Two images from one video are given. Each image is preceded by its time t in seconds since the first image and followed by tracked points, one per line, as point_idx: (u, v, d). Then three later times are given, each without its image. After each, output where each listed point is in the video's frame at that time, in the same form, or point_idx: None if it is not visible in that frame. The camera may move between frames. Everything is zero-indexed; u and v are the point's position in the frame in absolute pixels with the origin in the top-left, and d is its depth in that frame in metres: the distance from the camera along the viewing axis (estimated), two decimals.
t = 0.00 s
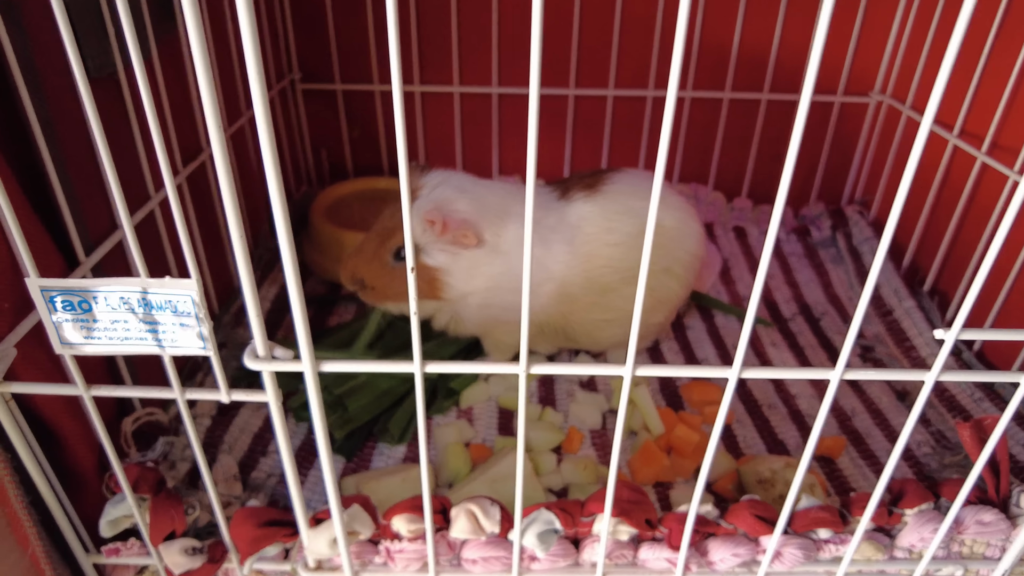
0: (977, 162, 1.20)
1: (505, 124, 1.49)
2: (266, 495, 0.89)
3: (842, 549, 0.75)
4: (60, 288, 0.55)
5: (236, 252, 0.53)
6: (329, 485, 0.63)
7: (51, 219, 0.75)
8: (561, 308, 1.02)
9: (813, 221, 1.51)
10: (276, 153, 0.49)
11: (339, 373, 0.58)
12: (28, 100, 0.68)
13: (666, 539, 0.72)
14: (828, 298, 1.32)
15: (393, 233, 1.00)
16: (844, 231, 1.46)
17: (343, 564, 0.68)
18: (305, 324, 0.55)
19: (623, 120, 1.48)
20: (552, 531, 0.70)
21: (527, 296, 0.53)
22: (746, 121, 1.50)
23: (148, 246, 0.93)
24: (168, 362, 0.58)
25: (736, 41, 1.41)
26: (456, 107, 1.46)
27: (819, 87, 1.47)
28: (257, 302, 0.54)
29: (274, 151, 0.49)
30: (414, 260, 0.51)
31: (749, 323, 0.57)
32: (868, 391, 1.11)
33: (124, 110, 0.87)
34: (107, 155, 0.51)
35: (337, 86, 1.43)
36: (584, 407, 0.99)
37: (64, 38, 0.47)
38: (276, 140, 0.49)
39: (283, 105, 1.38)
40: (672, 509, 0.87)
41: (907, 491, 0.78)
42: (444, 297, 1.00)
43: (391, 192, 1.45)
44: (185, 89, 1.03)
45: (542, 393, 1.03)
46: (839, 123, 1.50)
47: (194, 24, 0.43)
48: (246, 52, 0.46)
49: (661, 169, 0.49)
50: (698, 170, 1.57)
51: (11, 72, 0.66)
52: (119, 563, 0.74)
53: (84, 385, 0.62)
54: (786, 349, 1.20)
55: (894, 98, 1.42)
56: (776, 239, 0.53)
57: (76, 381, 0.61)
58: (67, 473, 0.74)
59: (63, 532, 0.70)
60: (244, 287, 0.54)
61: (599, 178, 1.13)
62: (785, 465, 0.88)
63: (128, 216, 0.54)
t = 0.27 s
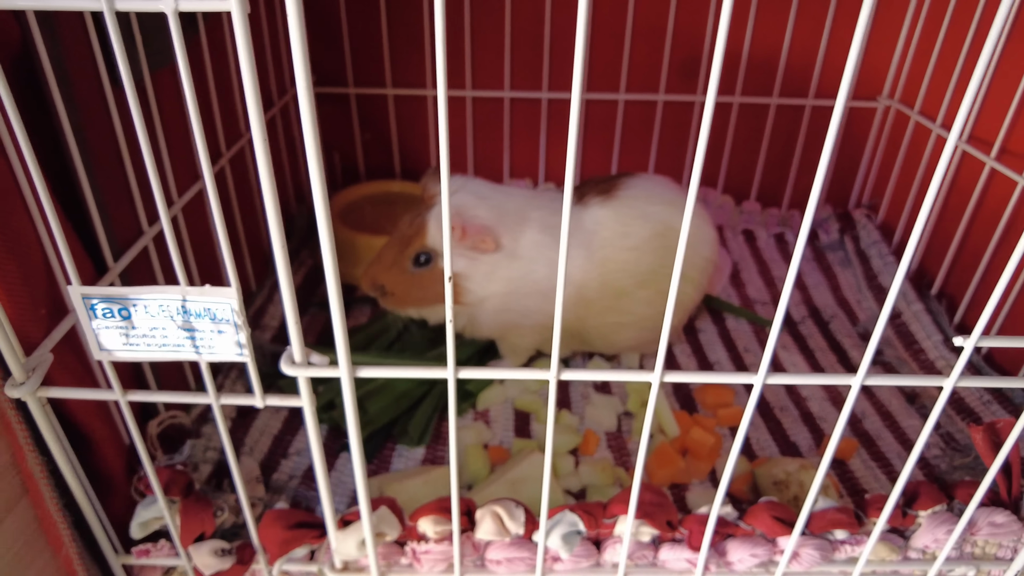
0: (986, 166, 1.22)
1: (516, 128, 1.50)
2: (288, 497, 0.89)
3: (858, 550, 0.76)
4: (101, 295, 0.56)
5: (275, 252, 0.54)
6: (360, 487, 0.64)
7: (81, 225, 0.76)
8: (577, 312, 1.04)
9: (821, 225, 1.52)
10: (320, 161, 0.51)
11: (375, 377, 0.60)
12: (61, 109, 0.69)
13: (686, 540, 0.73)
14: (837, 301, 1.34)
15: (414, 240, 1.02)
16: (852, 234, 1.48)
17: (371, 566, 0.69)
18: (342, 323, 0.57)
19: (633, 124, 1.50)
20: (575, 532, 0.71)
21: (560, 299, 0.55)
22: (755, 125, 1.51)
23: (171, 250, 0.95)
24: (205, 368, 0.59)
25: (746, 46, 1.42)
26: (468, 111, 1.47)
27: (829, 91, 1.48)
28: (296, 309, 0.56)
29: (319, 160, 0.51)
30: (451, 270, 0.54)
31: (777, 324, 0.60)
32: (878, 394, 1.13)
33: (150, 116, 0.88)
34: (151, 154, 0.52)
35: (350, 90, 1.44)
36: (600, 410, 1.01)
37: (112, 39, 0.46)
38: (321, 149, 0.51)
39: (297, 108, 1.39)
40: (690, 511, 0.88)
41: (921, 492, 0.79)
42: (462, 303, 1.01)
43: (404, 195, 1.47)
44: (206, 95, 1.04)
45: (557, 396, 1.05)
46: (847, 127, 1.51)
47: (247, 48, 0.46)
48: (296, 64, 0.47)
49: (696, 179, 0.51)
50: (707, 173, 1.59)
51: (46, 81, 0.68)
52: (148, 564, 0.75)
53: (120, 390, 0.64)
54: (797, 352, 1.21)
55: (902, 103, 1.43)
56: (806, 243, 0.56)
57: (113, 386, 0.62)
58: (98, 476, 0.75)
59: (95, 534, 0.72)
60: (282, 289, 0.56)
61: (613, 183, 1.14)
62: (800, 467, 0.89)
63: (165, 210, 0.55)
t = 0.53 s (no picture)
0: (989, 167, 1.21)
1: (519, 127, 1.50)
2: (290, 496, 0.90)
3: (861, 550, 0.76)
4: (105, 294, 0.56)
5: (281, 252, 0.54)
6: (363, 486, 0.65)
7: (84, 224, 0.76)
8: (580, 313, 1.04)
9: (823, 224, 1.52)
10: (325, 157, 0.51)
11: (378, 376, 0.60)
12: (65, 107, 0.69)
13: (689, 540, 0.73)
14: (839, 301, 1.34)
15: (417, 241, 1.02)
16: (854, 234, 1.48)
17: (374, 565, 0.69)
18: (346, 322, 0.57)
19: (636, 123, 1.50)
20: (578, 531, 0.71)
21: (565, 300, 0.55)
22: (758, 125, 1.51)
23: (174, 249, 0.95)
24: (209, 366, 0.59)
25: (749, 46, 1.42)
26: (471, 111, 1.47)
27: (831, 91, 1.48)
28: (300, 308, 0.56)
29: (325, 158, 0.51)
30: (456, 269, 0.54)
31: (783, 325, 0.59)
32: (881, 394, 1.13)
33: (153, 116, 0.88)
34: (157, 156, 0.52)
35: (353, 89, 1.44)
36: (603, 409, 1.01)
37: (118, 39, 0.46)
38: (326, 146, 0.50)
39: (300, 108, 1.39)
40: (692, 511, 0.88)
41: (924, 493, 0.79)
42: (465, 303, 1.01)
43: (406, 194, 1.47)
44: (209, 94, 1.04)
45: (560, 395, 1.05)
46: (849, 127, 1.51)
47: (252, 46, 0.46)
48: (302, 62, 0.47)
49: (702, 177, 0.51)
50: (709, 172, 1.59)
51: (50, 80, 0.68)
52: (150, 563, 0.75)
53: (123, 388, 0.64)
54: (799, 352, 1.21)
55: (905, 103, 1.43)
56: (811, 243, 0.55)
57: (116, 385, 0.62)
58: (101, 475, 0.75)
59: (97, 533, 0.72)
60: (287, 288, 0.56)
61: (616, 183, 1.14)
62: (804, 467, 0.89)
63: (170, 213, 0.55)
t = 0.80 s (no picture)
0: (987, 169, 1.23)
1: (522, 130, 1.52)
2: (298, 495, 0.91)
3: (860, 548, 0.77)
4: (122, 298, 0.58)
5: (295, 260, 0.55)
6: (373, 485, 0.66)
7: (97, 228, 0.78)
8: (583, 314, 1.05)
9: (824, 226, 1.54)
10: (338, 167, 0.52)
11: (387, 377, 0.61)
12: (80, 114, 0.71)
13: (692, 538, 0.75)
14: (839, 302, 1.35)
15: (422, 245, 1.04)
16: (854, 236, 1.49)
17: (382, 564, 0.71)
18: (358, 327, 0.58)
19: (638, 126, 1.51)
20: (583, 530, 0.73)
21: (570, 304, 0.56)
22: (759, 127, 1.52)
23: (183, 252, 0.96)
24: (222, 368, 0.61)
25: (750, 49, 1.43)
26: (475, 114, 1.48)
27: (832, 94, 1.49)
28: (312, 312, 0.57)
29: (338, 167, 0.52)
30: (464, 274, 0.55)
31: (781, 331, 0.60)
32: (881, 394, 1.14)
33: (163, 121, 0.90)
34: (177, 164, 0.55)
35: (358, 93, 1.46)
36: (606, 410, 1.02)
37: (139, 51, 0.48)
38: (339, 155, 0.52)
39: (305, 111, 1.40)
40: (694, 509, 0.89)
41: (921, 493, 0.81)
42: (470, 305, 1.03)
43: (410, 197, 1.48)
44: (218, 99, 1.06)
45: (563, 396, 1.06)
46: (849, 130, 1.52)
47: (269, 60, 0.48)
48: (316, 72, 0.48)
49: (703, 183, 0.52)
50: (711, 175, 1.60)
51: (65, 88, 0.69)
52: (162, 561, 0.77)
53: (138, 390, 0.65)
54: (799, 353, 1.23)
55: (905, 105, 1.45)
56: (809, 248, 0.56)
57: (131, 387, 0.64)
58: (114, 475, 0.77)
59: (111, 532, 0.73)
60: (300, 294, 0.57)
61: (618, 186, 1.15)
62: (804, 467, 0.90)
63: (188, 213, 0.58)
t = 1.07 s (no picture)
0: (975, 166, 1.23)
1: (512, 128, 1.52)
2: (282, 490, 0.90)
3: (838, 543, 0.77)
4: (98, 292, 0.58)
5: (267, 254, 0.56)
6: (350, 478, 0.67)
7: (80, 224, 0.78)
8: (568, 310, 1.05)
9: (814, 223, 1.54)
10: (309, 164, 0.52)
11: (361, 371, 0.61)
12: (61, 111, 0.71)
13: (670, 532, 0.75)
14: (828, 299, 1.35)
15: (409, 240, 1.05)
16: (844, 233, 1.49)
17: (361, 558, 0.72)
18: (331, 319, 0.59)
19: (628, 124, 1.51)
20: (560, 523, 0.73)
21: (541, 298, 0.56)
22: (749, 125, 1.52)
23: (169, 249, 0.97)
24: (198, 362, 0.61)
25: (740, 47, 1.44)
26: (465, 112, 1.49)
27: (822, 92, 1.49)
28: (286, 306, 0.57)
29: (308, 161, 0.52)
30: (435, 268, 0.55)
31: (751, 328, 0.60)
32: (867, 391, 1.14)
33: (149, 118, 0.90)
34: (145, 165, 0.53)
35: (348, 91, 1.46)
36: (591, 406, 1.02)
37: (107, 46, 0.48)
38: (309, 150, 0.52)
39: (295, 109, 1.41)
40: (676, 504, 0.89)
41: (902, 487, 0.81)
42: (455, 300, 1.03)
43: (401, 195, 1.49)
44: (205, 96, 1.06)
45: (549, 391, 1.06)
46: (839, 127, 1.53)
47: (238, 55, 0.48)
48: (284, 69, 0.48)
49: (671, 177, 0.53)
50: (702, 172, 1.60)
51: (46, 85, 0.70)
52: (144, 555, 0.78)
53: (116, 383, 0.66)
54: (787, 349, 1.23)
55: (895, 103, 1.45)
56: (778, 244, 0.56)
57: (110, 380, 0.64)
58: (96, 469, 0.77)
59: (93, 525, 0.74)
60: (272, 288, 0.57)
61: (605, 183, 1.16)
62: (785, 462, 0.91)
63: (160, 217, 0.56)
